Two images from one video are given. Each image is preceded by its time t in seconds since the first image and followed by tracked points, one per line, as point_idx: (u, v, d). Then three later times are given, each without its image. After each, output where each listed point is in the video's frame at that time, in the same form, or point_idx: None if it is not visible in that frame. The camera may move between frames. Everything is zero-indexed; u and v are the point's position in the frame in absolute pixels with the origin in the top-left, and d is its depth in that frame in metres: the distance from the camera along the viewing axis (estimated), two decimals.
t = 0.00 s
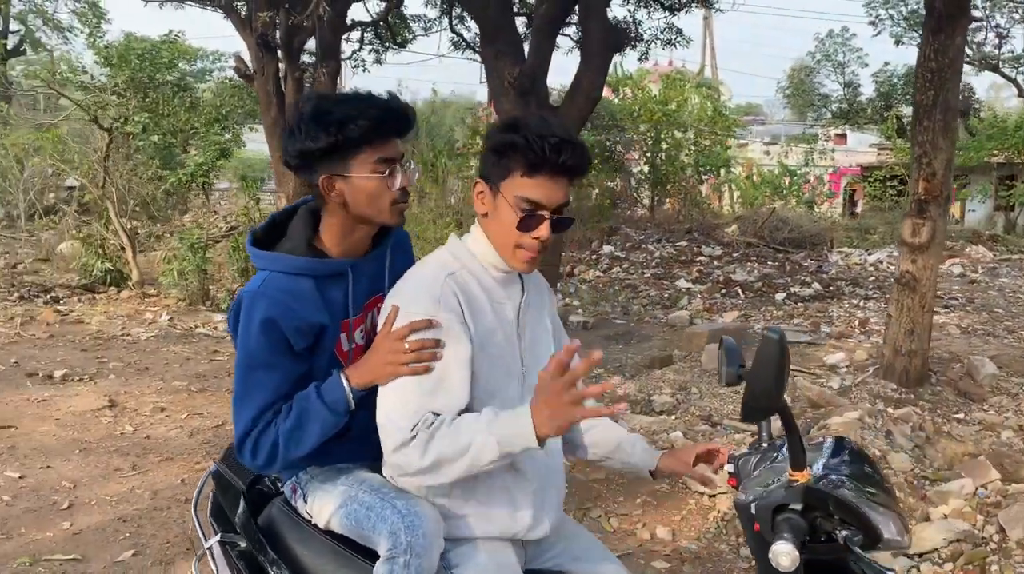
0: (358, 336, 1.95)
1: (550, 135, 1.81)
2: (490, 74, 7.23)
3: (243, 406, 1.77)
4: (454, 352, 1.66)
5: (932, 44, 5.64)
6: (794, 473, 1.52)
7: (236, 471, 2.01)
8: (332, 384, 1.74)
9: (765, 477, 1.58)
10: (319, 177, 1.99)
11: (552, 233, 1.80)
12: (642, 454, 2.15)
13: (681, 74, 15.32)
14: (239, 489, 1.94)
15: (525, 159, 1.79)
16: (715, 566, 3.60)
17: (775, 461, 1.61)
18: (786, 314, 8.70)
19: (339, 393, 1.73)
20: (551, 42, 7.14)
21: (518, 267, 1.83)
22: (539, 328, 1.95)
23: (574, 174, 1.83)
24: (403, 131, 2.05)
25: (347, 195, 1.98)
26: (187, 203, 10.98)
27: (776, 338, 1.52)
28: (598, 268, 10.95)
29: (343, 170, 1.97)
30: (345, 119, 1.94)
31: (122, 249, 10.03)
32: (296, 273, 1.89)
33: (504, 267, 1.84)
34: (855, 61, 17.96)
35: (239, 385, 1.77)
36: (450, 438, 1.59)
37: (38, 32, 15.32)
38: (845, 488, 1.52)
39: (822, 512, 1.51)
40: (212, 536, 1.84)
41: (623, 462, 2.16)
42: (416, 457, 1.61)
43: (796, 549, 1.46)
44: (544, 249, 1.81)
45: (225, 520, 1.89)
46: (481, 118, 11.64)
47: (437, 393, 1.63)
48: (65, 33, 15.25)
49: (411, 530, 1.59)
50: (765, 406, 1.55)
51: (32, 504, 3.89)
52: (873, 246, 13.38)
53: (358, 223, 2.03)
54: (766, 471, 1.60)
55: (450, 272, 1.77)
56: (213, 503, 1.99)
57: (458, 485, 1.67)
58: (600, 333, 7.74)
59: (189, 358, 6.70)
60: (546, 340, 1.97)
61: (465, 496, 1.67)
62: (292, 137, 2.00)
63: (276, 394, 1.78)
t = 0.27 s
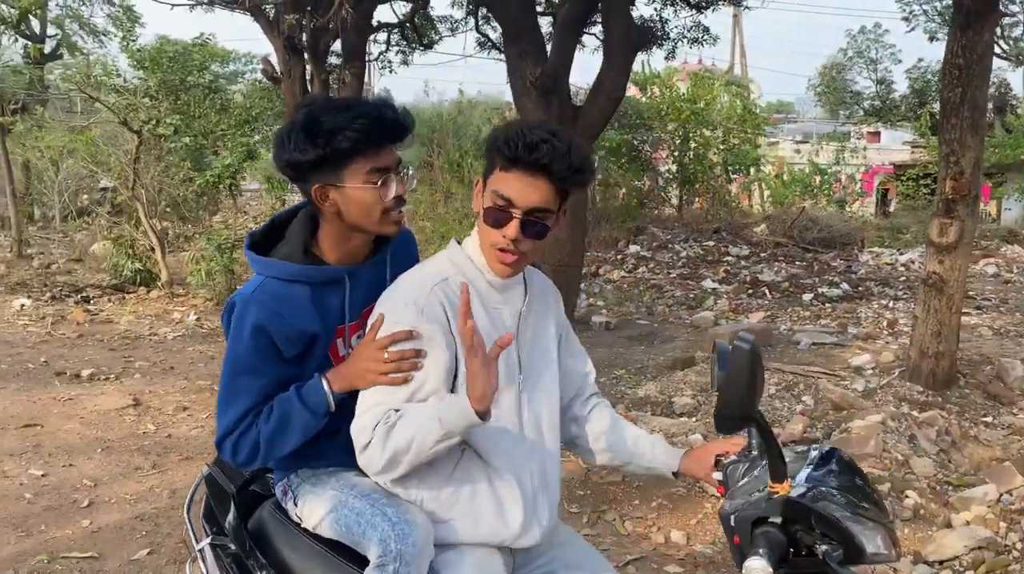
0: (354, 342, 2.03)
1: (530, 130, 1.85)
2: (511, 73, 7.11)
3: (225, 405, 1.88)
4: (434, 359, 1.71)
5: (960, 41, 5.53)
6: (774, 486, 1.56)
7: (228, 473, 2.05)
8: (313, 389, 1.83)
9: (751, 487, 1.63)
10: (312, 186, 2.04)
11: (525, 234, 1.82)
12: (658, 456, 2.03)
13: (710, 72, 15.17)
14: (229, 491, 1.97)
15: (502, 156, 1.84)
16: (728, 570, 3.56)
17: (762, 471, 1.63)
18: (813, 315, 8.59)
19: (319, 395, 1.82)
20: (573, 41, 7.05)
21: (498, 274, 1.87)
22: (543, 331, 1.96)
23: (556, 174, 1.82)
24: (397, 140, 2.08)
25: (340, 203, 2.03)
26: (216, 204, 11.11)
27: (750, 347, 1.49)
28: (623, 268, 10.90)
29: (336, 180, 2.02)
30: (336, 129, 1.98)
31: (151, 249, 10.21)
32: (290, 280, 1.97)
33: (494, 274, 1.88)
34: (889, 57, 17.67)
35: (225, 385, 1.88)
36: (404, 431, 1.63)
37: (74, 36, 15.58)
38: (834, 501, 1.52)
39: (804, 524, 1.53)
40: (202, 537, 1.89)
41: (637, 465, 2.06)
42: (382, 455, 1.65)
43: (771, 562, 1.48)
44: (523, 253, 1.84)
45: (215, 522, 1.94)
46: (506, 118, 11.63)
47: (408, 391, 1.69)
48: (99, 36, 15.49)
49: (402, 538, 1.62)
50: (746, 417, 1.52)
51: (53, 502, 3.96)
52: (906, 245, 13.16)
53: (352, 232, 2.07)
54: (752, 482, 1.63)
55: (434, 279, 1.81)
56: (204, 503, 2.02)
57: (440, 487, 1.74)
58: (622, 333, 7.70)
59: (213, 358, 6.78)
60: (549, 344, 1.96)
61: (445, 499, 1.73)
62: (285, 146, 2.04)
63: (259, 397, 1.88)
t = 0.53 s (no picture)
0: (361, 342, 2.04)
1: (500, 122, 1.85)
2: (533, 70, 7.06)
3: (232, 404, 1.90)
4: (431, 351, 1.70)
5: (987, 34, 5.43)
6: (770, 490, 1.55)
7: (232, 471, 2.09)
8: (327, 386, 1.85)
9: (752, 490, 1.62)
10: (318, 189, 2.06)
11: (505, 224, 1.83)
12: (674, 457, 1.91)
13: (736, 69, 15.03)
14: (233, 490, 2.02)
15: (477, 150, 1.86)
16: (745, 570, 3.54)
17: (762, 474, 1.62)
18: (839, 314, 8.49)
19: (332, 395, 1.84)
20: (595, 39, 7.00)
21: (493, 269, 1.87)
22: (552, 327, 1.95)
23: (523, 159, 1.82)
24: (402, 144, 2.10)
25: (345, 205, 2.05)
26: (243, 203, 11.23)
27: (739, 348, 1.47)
28: (647, 266, 10.85)
29: (343, 184, 2.03)
30: (343, 135, 1.99)
31: (178, 248, 10.35)
32: (299, 277, 1.98)
33: (496, 272, 1.88)
34: (919, 52, 17.42)
35: (234, 382, 1.90)
36: (400, 424, 1.63)
37: (105, 39, 15.79)
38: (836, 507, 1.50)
39: (803, 529, 1.51)
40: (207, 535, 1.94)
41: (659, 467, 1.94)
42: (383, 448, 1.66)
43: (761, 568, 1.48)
44: (504, 245, 1.84)
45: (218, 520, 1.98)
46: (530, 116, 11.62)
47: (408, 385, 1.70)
48: (130, 38, 15.68)
49: (400, 540, 1.65)
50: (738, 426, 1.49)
51: (77, 498, 4.03)
52: (936, 242, 12.97)
53: (358, 235, 2.09)
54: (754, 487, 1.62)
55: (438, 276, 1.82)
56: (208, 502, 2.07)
57: (439, 485, 1.75)
58: (644, 332, 7.67)
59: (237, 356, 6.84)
60: (557, 341, 1.94)
61: (444, 495, 1.75)
62: (290, 151, 2.06)
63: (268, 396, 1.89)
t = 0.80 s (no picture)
0: (372, 336, 2.05)
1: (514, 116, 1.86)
2: (552, 67, 7.04)
3: (251, 401, 1.92)
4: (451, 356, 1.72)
5: (1013, 26, 5.34)
6: (771, 490, 1.54)
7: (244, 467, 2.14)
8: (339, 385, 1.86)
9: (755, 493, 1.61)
10: (324, 188, 2.10)
11: (519, 219, 1.83)
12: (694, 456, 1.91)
13: (760, 64, 14.91)
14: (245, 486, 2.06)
15: (490, 143, 1.86)
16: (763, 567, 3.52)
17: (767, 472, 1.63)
18: (863, 311, 8.41)
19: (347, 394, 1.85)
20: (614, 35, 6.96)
21: (506, 266, 1.88)
22: (564, 323, 1.95)
23: (539, 152, 1.82)
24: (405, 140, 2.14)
25: (352, 203, 2.08)
26: (267, 202, 11.33)
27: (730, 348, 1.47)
28: (669, 264, 10.80)
29: (348, 182, 2.07)
30: (347, 134, 2.04)
31: (203, 246, 10.47)
32: (311, 273, 2.00)
33: (507, 269, 1.88)
34: (947, 46, 17.19)
35: (250, 380, 1.92)
36: (429, 428, 1.63)
37: (132, 40, 15.98)
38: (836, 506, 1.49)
39: (804, 531, 1.50)
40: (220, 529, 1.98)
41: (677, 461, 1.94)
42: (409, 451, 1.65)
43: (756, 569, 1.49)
44: (518, 240, 1.84)
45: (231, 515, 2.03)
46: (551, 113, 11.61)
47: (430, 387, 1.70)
48: (156, 40, 15.86)
49: (404, 536, 1.67)
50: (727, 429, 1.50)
51: (101, 492, 4.09)
52: (963, 239, 12.80)
53: (367, 232, 2.12)
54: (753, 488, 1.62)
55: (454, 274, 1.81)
56: (222, 499, 2.12)
57: (449, 485, 1.76)
58: (665, 330, 7.64)
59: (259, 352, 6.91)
60: (570, 337, 1.94)
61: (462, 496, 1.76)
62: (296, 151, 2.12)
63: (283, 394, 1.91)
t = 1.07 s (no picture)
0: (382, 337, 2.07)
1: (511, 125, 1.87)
2: (569, 65, 7.03)
3: (258, 398, 1.94)
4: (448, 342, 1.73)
5: None
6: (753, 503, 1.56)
7: (260, 463, 2.16)
8: (347, 384, 1.88)
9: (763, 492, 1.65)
10: (336, 189, 2.11)
11: (513, 227, 1.84)
12: (736, 443, 1.94)
13: (779, 60, 14.82)
14: (260, 482, 2.09)
15: (485, 151, 1.88)
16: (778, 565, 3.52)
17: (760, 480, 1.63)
18: (882, 308, 8.35)
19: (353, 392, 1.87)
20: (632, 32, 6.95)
21: (499, 267, 1.90)
22: (568, 320, 1.96)
23: (531, 163, 1.84)
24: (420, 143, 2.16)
25: (363, 205, 2.10)
26: (286, 202, 11.41)
27: (675, 368, 1.53)
28: (687, 261, 10.76)
29: (360, 185, 2.09)
30: (363, 135, 2.05)
31: (223, 246, 10.56)
32: (322, 275, 2.02)
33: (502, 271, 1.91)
34: (970, 40, 17.01)
35: (259, 378, 1.94)
36: (424, 412, 1.64)
37: (153, 42, 16.13)
38: (821, 523, 1.48)
39: (785, 544, 1.47)
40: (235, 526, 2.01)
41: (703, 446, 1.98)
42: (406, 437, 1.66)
43: None
44: (513, 245, 1.85)
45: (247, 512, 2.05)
46: (569, 111, 11.60)
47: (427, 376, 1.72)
48: (177, 41, 16.00)
49: (408, 532, 1.69)
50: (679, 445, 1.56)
51: (121, 488, 4.14)
52: (986, 235, 12.67)
53: (377, 234, 2.14)
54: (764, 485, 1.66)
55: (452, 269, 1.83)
56: (237, 495, 2.15)
57: (452, 478, 1.78)
58: (683, 328, 7.62)
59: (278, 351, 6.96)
60: (574, 334, 1.95)
61: (465, 488, 1.77)
62: (309, 151, 2.14)
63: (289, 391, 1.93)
